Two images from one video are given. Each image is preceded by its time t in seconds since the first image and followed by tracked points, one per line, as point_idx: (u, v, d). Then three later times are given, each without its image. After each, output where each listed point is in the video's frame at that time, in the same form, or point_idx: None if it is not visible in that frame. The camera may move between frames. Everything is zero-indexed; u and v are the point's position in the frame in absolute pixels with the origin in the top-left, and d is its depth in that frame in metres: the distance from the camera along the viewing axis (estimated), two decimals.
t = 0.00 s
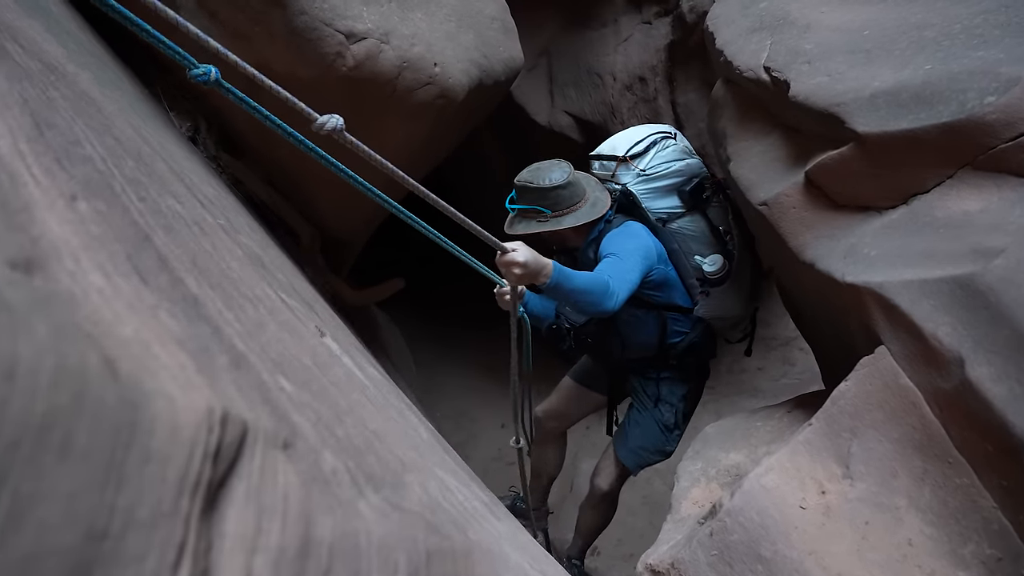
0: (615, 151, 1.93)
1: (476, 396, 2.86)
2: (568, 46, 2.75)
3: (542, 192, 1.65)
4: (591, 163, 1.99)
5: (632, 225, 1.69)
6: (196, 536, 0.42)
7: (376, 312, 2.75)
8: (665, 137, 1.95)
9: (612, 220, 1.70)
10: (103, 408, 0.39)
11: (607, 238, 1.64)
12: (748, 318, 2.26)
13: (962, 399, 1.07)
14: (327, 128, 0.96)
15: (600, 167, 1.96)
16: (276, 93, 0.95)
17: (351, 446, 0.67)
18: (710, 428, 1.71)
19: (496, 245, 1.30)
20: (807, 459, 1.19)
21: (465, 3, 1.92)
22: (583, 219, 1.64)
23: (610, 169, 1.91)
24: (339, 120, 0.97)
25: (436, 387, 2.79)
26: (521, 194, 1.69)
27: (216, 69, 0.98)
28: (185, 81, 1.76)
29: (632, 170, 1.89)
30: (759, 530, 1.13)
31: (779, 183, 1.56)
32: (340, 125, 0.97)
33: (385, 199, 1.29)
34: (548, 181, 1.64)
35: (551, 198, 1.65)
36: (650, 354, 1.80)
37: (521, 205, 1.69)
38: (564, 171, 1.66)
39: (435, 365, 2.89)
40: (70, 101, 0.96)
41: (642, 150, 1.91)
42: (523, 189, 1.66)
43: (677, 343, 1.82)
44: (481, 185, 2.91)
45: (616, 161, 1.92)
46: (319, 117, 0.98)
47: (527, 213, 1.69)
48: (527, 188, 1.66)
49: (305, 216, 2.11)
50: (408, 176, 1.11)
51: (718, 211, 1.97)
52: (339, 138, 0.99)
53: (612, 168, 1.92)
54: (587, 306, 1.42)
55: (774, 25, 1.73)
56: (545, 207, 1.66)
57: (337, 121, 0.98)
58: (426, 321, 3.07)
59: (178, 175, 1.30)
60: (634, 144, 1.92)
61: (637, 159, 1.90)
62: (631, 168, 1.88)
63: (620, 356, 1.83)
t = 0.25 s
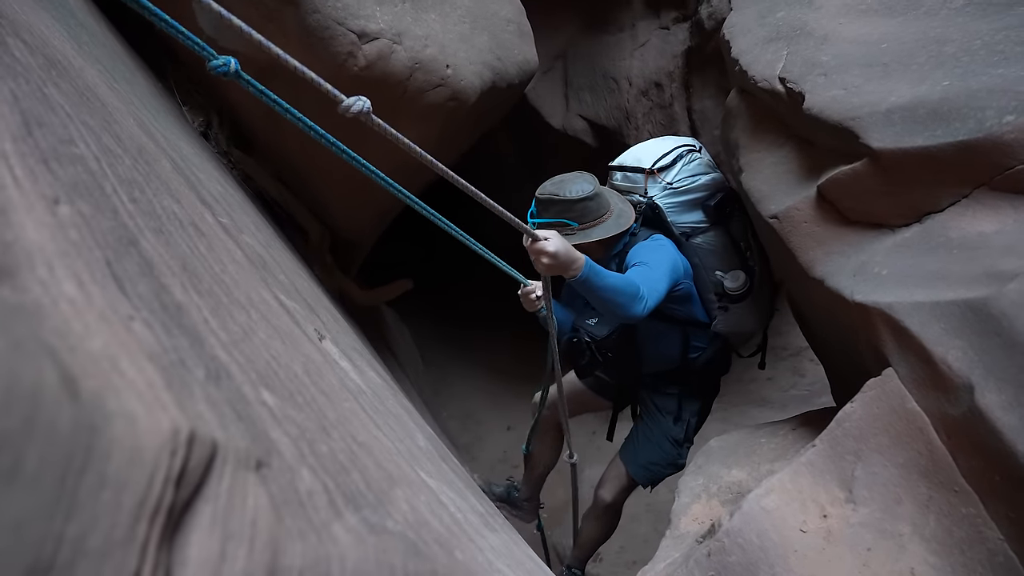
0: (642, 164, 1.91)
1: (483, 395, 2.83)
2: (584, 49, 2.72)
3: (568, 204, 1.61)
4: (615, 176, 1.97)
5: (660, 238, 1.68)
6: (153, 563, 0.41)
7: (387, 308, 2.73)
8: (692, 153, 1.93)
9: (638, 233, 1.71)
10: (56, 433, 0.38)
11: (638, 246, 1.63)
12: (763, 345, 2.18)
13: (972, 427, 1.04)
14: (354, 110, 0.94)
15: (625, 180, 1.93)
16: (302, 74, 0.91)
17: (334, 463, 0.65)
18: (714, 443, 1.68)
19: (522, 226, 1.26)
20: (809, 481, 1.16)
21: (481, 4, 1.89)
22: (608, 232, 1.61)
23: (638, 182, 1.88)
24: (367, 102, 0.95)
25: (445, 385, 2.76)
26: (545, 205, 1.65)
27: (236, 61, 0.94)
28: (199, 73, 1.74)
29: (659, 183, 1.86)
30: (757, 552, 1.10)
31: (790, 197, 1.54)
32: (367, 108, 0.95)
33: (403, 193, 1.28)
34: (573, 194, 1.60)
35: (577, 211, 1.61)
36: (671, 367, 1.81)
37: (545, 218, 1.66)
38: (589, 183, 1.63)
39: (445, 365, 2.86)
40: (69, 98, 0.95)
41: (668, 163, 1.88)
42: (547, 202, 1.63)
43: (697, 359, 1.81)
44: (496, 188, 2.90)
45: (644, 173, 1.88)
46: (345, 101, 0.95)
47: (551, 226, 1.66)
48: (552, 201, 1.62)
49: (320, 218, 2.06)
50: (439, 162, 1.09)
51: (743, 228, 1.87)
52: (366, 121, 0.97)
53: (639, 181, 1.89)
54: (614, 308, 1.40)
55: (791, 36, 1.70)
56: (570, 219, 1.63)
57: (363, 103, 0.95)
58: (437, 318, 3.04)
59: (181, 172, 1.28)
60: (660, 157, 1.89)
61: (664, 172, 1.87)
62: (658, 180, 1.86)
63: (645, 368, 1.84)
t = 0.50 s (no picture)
0: (684, 150, 1.87)
1: (495, 390, 2.80)
2: (597, 42, 2.70)
3: (606, 176, 1.56)
4: (653, 155, 1.92)
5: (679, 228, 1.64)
6: (155, 564, 0.40)
7: (399, 303, 2.73)
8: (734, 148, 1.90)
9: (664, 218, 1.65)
10: (55, 431, 0.37)
11: (655, 239, 1.60)
12: (746, 351, 2.18)
13: (992, 424, 1.02)
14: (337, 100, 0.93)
15: (664, 161, 1.89)
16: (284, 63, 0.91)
17: (342, 461, 0.65)
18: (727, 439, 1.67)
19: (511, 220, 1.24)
20: (824, 480, 1.14)
21: None
22: (641, 211, 1.58)
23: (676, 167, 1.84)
24: (349, 94, 0.94)
25: (457, 380, 2.76)
26: (577, 175, 1.59)
27: (258, 28, 0.97)
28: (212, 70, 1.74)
29: (697, 172, 1.83)
30: (772, 551, 1.09)
31: (806, 191, 1.52)
32: (350, 99, 0.95)
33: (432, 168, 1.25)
34: (612, 165, 1.56)
35: (614, 184, 1.56)
36: (665, 358, 1.77)
37: (578, 187, 1.59)
38: (623, 154, 1.59)
39: (457, 360, 2.84)
40: (78, 92, 0.94)
41: (713, 155, 1.84)
42: (585, 171, 1.57)
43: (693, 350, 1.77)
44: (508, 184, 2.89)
45: (687, 158, 1.84)
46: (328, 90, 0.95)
47: (582, 196, 1.59)
48: (589, 170, 1.57)
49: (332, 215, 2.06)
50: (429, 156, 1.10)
51: (764, 232, 1.86)
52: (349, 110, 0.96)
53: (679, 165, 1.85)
54: (606, 319, 1.39)
55: (807, 27, 1.68)
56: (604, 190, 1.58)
57: (346, 94, 0.95)
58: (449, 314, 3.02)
59: (192, 167, 1.28)
60: (707, 147, 1.85)
61: (708, 163, 1.83)
62: (699, 169, 1.83)
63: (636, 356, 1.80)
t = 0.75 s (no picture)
0: (701, 139, 1.84)
1: (506, 385, 2.79)
2: (609, 36, 2.66)
3: (640, 160, 1.53)
4: (668, 141, 1.88)
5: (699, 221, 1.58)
6: (171, 558, 0.40)
7: (410, 298, 2.72)
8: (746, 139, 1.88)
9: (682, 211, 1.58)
10: (70, 425, 0.37)
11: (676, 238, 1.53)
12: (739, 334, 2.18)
13: (1011, 419, 1.01)
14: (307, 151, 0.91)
15: (678, 150, 1.85)
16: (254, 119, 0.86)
17: (356, 455, 0.64)
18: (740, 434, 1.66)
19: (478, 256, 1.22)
20: (840, 474, 1.13)
21: None
22: (680, 184, 1.57)
23: (693, 156, 1.81)
24: (319, 145, 0.92)
25: (468, 374, 2.76)
26: (610, 173, 1.54)
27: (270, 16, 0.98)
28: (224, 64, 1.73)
29: (714, 163, 1.80)
30: (787, 546, 1.08)
31: (820, 183, 1.51)
32: (320, 148, 0.92)
33: (449, 158, 1.25)
34: (638, 148, 1.53)
35: (649, 163, 1.54)
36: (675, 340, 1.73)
37: (626, 184, 1.53)
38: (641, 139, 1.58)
39: (468, 355, 2.84)
40: (91, 86, 0.94)
41: (730, 146, 1.82)
42: (626, 164, 1.52)
43: (701, 339, 1.73)
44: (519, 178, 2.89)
45: (705, 149, 1.82)
46: (298, 141, 0.92)
47: (631, 190, 1.54)
48: (629, 161, 1.53)
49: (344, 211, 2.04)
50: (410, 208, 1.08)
51: (773, 222, 1.84)
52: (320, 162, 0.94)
53: (696, 154, 1.82)
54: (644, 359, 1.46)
55: (821, 18, 1.64)
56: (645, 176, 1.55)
57: (316, 143, 0.93)
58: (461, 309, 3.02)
59: (204, 161, 1.28)
60: (724, 138, 1.83)
61: (724, 153, 1.81)
62: (715, 160, 1.80)
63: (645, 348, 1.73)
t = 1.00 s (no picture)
0: (715, 141, 1.75)
1: (512, 378, 2.79)
2: (615, 28, 2.57)
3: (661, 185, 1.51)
4: (679, 142, 1.79)
5: (712, 229, 1.59)
6: (174, 551, 0.40)
7: (416, 292, 2.72)
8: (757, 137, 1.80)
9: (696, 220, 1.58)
10: (73, 416, 0.37)
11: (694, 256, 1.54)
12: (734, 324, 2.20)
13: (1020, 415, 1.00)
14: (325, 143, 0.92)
15: (690, 153, 1.76)
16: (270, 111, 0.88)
17: (361, 448, 0.64)
18: (747, 428, 1.65)
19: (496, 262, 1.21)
20: (847, 469, 1.13)
21: None
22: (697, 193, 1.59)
23: (709, 161, 1.73)
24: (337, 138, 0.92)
25: (474, 366, 2.76)
26: (635, 204, 1.52)
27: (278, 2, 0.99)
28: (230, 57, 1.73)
29: (728, 168, 1.73)
30: (793, 540, 1.08)
31: (828, 176, 1.50)
32: (336, 141, 0.92)
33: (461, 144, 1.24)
34: (655, 171, 1.52)
35: (667, 183, 1.54)
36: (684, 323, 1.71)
37: (653, 211, 1.53)
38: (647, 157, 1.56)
39: (474, 349, 2.84)
40: (95, 78, 0.93)
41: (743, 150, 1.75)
42: (648, 192, 1.51)
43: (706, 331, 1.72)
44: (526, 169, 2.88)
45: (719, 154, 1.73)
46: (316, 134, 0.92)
47: (658, 215, 1.54)
48: (651, 188, 1.51)
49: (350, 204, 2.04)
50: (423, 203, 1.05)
51: (777, 213, 1.80)
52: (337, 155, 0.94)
53: (711, 159, 1.74)
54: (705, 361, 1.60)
55: (829, 10, 1.61)
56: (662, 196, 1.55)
57: (333, 137, 0.93)
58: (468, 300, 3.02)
59: (209, 154, 1.27)
60: (737, 142, 1.75)
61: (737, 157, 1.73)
62: (729, 165, 1.73)
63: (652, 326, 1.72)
